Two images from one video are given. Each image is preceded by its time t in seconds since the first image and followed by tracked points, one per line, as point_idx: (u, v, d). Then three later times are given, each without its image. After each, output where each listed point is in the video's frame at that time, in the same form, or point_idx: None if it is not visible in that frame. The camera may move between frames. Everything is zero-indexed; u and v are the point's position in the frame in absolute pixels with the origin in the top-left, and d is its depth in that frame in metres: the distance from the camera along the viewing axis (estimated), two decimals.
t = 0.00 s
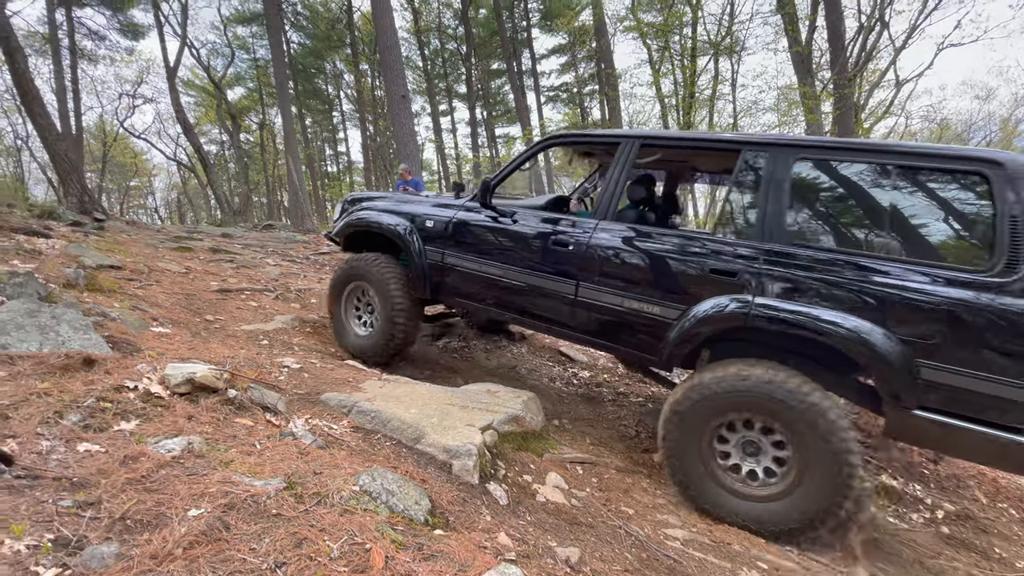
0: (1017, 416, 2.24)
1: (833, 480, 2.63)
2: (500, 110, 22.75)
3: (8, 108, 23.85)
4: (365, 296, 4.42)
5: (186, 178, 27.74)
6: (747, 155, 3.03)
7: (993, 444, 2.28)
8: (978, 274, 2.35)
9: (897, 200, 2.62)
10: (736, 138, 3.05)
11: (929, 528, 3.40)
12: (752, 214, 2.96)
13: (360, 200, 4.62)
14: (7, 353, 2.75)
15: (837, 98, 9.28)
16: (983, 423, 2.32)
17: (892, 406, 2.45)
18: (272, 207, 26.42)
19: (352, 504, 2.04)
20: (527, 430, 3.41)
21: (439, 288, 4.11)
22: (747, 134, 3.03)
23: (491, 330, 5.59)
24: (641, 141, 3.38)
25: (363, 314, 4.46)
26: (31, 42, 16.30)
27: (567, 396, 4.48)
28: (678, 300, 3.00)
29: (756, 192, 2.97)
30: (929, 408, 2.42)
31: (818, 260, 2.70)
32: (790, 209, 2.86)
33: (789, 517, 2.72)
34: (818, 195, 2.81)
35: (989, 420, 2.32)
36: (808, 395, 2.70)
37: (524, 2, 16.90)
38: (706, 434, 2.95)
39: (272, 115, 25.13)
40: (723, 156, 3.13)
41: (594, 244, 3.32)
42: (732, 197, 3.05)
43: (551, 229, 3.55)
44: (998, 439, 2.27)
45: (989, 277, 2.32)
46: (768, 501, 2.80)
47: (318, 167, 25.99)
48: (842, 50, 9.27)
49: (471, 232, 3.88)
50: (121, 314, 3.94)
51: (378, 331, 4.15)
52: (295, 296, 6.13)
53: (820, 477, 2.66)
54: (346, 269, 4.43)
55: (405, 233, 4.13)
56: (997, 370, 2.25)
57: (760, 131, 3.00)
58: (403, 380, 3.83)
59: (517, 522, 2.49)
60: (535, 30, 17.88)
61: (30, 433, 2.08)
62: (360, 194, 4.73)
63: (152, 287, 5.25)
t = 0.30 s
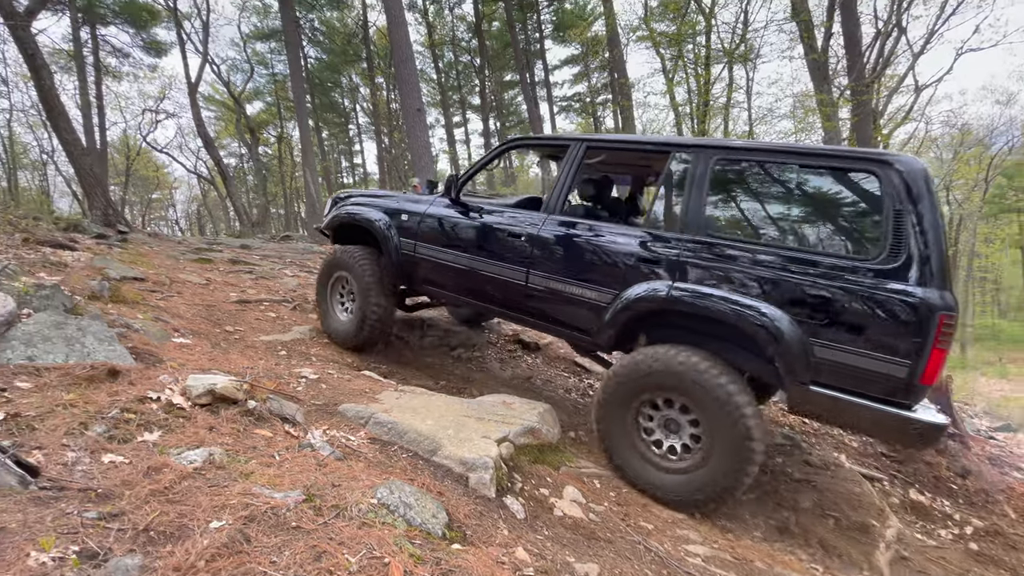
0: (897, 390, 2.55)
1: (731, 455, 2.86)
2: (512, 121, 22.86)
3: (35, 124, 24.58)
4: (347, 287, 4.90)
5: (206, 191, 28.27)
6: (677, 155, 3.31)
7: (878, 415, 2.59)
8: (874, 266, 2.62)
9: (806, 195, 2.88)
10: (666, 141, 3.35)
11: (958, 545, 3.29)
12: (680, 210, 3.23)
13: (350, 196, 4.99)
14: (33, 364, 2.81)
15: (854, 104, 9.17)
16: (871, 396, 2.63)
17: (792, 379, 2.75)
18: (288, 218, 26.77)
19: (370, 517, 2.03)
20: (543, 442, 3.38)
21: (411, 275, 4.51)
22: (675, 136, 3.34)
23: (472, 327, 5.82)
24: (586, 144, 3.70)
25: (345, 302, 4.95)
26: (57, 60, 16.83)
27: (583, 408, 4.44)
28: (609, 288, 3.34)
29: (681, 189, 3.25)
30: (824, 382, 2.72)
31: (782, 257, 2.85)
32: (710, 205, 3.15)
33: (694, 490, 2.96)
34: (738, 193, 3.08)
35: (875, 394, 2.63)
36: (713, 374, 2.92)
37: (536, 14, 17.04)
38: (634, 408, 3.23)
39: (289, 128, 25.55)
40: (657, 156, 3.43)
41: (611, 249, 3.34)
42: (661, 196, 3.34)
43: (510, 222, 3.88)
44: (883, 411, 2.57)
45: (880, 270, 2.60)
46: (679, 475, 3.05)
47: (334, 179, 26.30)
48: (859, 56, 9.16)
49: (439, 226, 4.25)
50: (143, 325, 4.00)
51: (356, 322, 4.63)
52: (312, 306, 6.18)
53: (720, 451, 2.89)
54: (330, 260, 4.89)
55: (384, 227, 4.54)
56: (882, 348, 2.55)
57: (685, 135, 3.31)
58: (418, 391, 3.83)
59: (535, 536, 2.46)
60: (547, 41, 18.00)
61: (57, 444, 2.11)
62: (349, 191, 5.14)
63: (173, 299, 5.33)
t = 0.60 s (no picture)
0: (806, 360, 2.90)
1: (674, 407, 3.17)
2: (525, 132, 23.02)
3: (62, 138, 25.29)
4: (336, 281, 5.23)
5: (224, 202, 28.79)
6: (622, 159, 3.69)
7: (790, 384, 2.93)
8: (791, 254, 2.96)
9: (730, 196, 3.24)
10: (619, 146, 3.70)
11: (987, 563, 3.19)
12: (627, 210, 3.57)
13: (344, 196, 5.26)
14: (59, 374, 2.86)
15: (872, 111, 9.06)
16: (785, 368, 2.97)
17: (718, 354, 3.07)
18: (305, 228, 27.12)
19: (387, 530, 2.02)
20: (559, 455, 3.35)
21: (395, 268, 4.77)
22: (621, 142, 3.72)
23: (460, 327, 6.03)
24: (551, 149, 4.00)
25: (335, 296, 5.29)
26: (84, 76, 17.35)
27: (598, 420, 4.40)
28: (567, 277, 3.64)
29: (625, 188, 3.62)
30: (745, 356, 3.05)
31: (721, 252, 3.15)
32: (649, 201, 3.51)
33: (643, 448, 3.24)
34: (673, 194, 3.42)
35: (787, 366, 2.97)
36: (652, 340, 3.28)
37: (549, 25, 17.18)
38: (586, 381, 3.55)
39: (306, 141, 25.98)
40: (608, 161, 3.78)
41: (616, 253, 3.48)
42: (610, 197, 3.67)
43: (485, 220, 4.16)
44: (795, 380, 2.92)
45: (794, 257, 2.94)
46: (630, 437, 3.34)
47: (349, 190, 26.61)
48: (876, 63, 9.06)
49: (423, 222, 4.53)
50: (164, 335, 4.07)
51: (341, 312, 5.01)
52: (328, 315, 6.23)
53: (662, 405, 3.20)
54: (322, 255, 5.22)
55: (372, 226, 4.81)
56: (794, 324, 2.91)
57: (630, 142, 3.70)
58: (433, 401, 3.82)
59: (552, 551, 2.43)
60: (560, 52, 18.10)
61: (81, 454, 2.14)
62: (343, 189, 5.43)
63: (193, 309, 5.42)
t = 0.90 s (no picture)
0: (739, 307, 3.29)
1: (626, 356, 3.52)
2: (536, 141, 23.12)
3: (85, 150, 25.93)
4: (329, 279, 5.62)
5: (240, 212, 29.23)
6: (587, 156, 4.23)
7: (726, 330, 3.30)
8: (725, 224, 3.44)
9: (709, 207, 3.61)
10: (583, 145, 4.23)
11: None
12: (589, 197, 4.08)
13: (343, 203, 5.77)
14: (82, 381, 2.92)
15: (889, 118, 8.95)
16: (722, 317, 3.35)
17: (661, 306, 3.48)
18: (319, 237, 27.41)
19: (401, 540, 2.02)
20: (574, 465, 3.32)
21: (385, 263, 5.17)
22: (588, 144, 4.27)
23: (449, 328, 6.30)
24: (526, 151, 4.51)
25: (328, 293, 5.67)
26: (107, 90, 17.80)
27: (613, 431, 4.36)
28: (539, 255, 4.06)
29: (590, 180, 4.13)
30: (687, 310, 3.45)
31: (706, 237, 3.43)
32: (612, 188, 4.01)
33: (594, 405, 3.58)
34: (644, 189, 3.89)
35: (724, 316, 3.35)
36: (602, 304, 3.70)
37: (560, 35, 17.30)
38: (551, 352, 3.93)
39: (321, 152, 26.37)
40: (570, 160, 4.32)
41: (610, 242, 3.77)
42: (574, 188, 4.20)
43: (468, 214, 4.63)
44: (730, 326, 3.29)
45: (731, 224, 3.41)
46: (584, 396, 3.69)
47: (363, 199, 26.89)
48: (893, 69, 8.96)
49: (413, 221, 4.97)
50: (183, 343, 4.12)
51: (333, 305, 5.37)
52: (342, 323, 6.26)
53: (616, 356, 3.54)
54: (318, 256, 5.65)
55: (366, 228, 5.26)
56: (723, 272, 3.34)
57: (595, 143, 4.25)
58: (446, 410, 3.82)
59: (566, 563, 2.40)
60: (571, 62, 18.18)
61: (102, 460, 2.17)
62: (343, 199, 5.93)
63: (211, 317, 5.50)
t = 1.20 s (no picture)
0: (657, 341, 3.47)
1: (554, 368, 3.75)
2: (546, 149, 23.19)
3: (104, 160, 26.45)
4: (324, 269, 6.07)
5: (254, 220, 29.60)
6: (548, 177, 4.46)
7: (645, 362, 3.49)
8: (653, 257, 3.61)
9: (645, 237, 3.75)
10: (547, 165, 4.46)
11: None
12: (544, 215, 4.33)
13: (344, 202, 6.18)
14: (100, 386, 2.96)
15: (903, 124, 8.88)
16: (642, 349, 3.55)
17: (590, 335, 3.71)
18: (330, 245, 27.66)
19: (413, 548, 2.01)
20: (585, 474, 3.30)
21: (370, 264, 5.60)
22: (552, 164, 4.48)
23: (442, 325, 6.61)
24: (499, 167, 4.76)
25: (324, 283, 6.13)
26: (126, 101, 18.17)
27: (624, 440, 4.33)
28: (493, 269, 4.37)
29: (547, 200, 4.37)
30: (614, 339, 3.66)
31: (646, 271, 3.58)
32: (562, 209, 4.24)
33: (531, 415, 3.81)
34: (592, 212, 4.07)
35: (646, 348, 3.55)
36: (532, 322, 3.92)
37: (570, 44, 17.40)
38: (495, 365, 4.18)
39: (333, 160, 26.68)
40: (537, 178, 4.55)
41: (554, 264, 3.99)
42: (535, 204, 4.43)
43: (443, 222, 4.91)
44: (649, 359, 3.47)
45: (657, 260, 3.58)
46: (523, 408, 3.92)
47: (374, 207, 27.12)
48: (907, 75, 8.88)
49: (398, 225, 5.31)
50: (198, 349, 4.17)
51: (327, 294, 5.84)
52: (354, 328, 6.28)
53: (545, 368, 3.78)
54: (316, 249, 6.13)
55: (357, 228, 5.67)
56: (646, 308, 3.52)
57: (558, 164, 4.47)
58: (456, 418, 3.82)
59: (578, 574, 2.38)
60: (581, 71, 18.24)
61: (119, 464, 2.20)
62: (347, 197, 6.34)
63: (224, 323, 5.55)
